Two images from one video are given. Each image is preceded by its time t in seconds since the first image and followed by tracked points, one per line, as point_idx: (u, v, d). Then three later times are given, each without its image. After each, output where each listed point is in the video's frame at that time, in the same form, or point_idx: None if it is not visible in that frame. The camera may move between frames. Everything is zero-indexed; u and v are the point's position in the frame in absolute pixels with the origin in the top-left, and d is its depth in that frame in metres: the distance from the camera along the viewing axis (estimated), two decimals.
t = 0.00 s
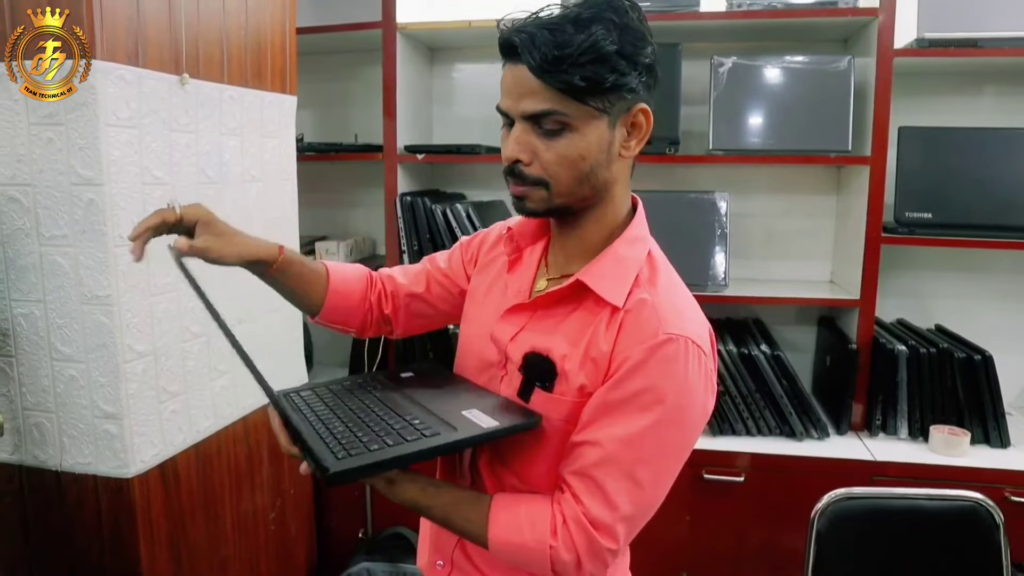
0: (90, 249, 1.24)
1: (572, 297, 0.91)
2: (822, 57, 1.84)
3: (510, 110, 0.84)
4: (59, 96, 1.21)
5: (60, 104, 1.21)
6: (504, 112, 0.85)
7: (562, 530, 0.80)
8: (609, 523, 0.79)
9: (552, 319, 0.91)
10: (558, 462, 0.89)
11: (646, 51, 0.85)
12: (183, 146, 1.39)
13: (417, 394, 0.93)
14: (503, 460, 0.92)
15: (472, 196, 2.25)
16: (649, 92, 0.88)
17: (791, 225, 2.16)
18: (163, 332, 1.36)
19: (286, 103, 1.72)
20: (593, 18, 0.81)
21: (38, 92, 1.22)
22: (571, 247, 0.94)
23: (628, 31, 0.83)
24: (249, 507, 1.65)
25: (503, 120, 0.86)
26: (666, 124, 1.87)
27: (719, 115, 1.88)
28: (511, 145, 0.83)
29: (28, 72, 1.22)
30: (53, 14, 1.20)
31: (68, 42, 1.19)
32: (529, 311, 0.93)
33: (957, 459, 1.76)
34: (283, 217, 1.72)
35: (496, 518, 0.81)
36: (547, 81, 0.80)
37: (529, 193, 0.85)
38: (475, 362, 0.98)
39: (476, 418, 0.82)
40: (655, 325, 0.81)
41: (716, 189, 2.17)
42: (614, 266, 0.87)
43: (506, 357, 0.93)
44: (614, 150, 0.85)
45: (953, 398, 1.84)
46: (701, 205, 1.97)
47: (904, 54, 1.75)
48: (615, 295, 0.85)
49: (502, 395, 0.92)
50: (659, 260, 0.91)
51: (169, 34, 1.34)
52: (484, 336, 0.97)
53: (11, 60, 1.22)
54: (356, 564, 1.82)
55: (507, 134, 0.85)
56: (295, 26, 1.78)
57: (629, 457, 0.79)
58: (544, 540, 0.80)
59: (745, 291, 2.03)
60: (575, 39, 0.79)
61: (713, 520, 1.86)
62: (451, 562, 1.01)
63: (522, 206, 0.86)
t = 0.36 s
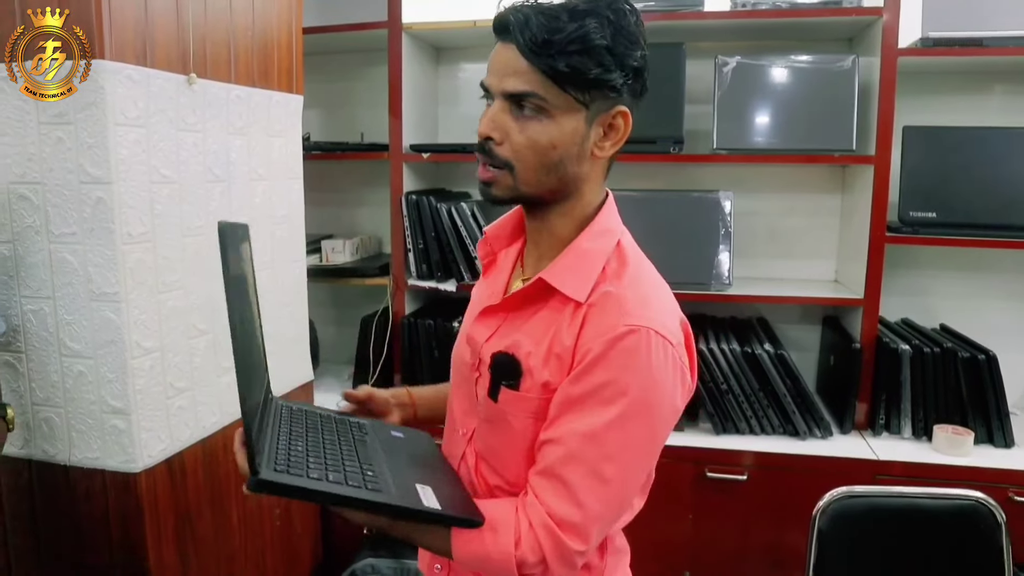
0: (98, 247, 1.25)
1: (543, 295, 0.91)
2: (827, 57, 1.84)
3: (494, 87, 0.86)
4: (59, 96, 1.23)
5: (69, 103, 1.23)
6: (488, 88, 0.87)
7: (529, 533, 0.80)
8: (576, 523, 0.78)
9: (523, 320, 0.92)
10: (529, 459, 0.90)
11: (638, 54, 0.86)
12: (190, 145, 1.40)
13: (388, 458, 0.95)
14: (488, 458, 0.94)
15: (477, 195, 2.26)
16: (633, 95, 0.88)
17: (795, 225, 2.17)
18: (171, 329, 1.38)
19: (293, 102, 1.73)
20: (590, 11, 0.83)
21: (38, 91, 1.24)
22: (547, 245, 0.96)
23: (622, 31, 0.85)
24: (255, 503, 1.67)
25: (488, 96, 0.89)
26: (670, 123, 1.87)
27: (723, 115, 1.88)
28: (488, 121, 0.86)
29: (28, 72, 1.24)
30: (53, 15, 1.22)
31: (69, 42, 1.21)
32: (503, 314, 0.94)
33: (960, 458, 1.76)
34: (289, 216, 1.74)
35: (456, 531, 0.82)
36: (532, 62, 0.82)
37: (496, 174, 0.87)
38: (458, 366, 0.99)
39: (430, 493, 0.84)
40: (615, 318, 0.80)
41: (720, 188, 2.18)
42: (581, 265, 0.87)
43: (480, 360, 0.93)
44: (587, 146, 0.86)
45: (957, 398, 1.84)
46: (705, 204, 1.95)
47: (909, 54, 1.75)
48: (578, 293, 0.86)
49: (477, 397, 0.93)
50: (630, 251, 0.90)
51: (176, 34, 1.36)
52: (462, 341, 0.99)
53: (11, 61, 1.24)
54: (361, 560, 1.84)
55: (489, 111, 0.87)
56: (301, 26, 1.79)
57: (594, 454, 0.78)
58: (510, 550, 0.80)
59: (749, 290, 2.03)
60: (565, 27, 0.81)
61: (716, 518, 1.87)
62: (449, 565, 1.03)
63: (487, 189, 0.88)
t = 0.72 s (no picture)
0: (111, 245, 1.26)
1: (546, 291, 0.91)
2: (839, 56, 1.83)
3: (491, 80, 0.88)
4: (59, 95, 1.26)
5: (83, 103, 1.24)
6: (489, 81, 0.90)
7: (478, 490, 0.75)
8: (526, 485, 0.74)
9: (530, 316, 0.92)
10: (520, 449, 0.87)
11: (634, 55, 0.85)
12: (202, 144, 1.41)
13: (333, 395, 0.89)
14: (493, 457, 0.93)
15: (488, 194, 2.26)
16: (630, 97, 0.88)
17: (806, 225, 2.16)
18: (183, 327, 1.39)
19: (303, 101, 1.73)
20: (584, 10, 0.84)
21: (37, 92, 1.26)
22: (553, 243, 0.96)
23: (616, 30, 0.84)
24: (265, 500, 1.68)
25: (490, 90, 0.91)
26: (680, 123, 1.87)
27: (734, 115, 1.88)
28: (483, 112, 0.88)
29: (27, 72, 1.27)
30: (53, 15, 1.24)
31: (68, 43, 1.23)
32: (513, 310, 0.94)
33: (972, 460, 1.76)
34: (300, 215, 1.74)
35: (394, 475, 0.78)
36: (520, 58, 0.84)
37: (487, 163, 0.89)
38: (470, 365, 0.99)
39: (309, 399, 0.77)
40: (611, 305, 0.80)
41: (731, 188, 2.17)
42: (585, 261, 0.87)
43: (488, 358, 0.94)
44: (576, 143, 0.86)
45: (969, 399, 1.83)
46: (714, 204, 1.96)
47: (921, 54, 1.74)
48: (580, 285, 0.86)
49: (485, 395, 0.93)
50: (637, 252, 0.90)
51: (189, 33, 1.37)
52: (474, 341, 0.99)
53: (12, 62, 1.27)
54: (370, 558, 1.84)
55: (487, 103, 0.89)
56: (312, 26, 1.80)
57: (562, 420, 0.75)
58: (446, 497, 0.75)
59: (759, 290, 2.03)
60: (555, 22, 0.82)
61: (725, 518, 1.86)
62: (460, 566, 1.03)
63: (481, 175, 0.91)
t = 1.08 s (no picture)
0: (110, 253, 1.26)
1: (554, 307, 0.91)
2: (839, 64, 1.83)
3: (491, 94, 0.88)
4: (59, 95, 1.24)
5: (82, 111, 1.24)
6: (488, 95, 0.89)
7: (570, 543, 0.79)
8: (616, 533, 0.79)
9: (536, 334, 0.92)
10: (547, 473, 0.88)
11: (634, 67, 0.85)
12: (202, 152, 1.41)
13: (223, 403, 0.89)
14: (500, 475, 0.92)
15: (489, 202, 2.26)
16: (630, 109, 0.88)
17: (807, 232, 2.16)
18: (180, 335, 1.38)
19: (303, 108, 1.73)
20: (585, 23, 0.83)
21: (38, 91, 1.24)
22: (553, 254, 0.96)
23: (617, 43, 0.84)
24: (265, 508, 1.68)
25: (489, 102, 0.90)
26: (681, 131, 1.87)
27: (734, 122, 1.88)
28: (483, 125, 0.88)
29: (27, 72, 1.25)
30: (53, 15, 1.23)
31: (70, 43, 1.23)
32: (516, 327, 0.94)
33: (974, 469, 1.75)
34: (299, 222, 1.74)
35: (494, 540, 0.80)
36: (521, 72, 0.84)
37: (489, 178, 0.89)
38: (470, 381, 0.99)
39: (130, 445, 0.79)
40: (631, 325, 0.81)
41: (732, 195, 2.17)
42: (597, 278, 0.87)
43: (493, 376, 0.93)
44: (577, 156, 0.86)
45: (970, 407, 1.83)
46: (715, 211, 1.96)
47: (921, 61, 1.74)
48: (591, 299, 0.86)
49: (490, 413, 0.93)
50: (637, 259, 0.91)
51: (189, 40, 1.37)
52: (475, 357, 0.99)
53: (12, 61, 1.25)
54: (370, 566, 1.83)
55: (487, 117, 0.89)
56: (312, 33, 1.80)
57: (622, 460, 0.79)
58: (552, 556, 0.79)
59: (760, 298, 2.02)
60: (556, 36, 0.82)
61: (727, 527, 1.86)
62: None
63: (483, 191, 0.91)
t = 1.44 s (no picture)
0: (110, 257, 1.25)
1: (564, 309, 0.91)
2: (842, 68, 1.83)
3: (505, 90, 0.89)
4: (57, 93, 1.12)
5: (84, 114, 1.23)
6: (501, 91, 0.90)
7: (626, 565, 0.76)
8: (668, 544, 0.78)
9: (548, 337, 0.91)
10: (560, 477, 0.88)
11: (648, 65, 0.87)
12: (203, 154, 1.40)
13: (181, 380, 0.86)
14: (505, 479, 0.91)
15: (490, 206, 2.26)
16: (643, 107, 0.89)
17: (809, 237, 2.15)
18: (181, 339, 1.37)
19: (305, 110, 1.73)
20: (602, 20, 0.84)
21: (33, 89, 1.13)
22: (557, 253, 0.95)
23: (633, 41, 0.85)
24: (264, 512, 1.67)
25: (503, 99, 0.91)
26: (684, 135, 1.86)
27: (737, 126, 1.87)
28: (497, 119, 0.88)
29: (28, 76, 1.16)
30: (55, 17, 1.20)
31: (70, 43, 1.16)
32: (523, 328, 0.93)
33: (977, 475, 1.74)
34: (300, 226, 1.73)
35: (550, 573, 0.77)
36: (538, 64, 0.85)
37: (501, 171, 0.89)
38: (470, 385, 0.97)
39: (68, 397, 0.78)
40: (650, 329, 0.81)
41: (734, 200, 2.17)
42: (608, 278, 0.87)
43: (501, 377, 0.92)
44: (590, 152, 0.87)
45: (973, 413, 1.82)
46: (717, 216, 1.95)
47: (925, 65, 1.74)
48: (606, 300, 0.86)
49: (497, 417, 0.91)
50: (645, 263, 0.91)
51: (191, 41, 1.36)
52: (479, 360, 0.97)
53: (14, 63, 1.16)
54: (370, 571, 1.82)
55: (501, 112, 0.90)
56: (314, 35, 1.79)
57: (665, 471, 0.77)
58: None
59: (762, 302, 2.02)
60: (573, 32, 0.83)
61: (729, 533, 1.85)
62: None
63: (494, 184, 0.90)
